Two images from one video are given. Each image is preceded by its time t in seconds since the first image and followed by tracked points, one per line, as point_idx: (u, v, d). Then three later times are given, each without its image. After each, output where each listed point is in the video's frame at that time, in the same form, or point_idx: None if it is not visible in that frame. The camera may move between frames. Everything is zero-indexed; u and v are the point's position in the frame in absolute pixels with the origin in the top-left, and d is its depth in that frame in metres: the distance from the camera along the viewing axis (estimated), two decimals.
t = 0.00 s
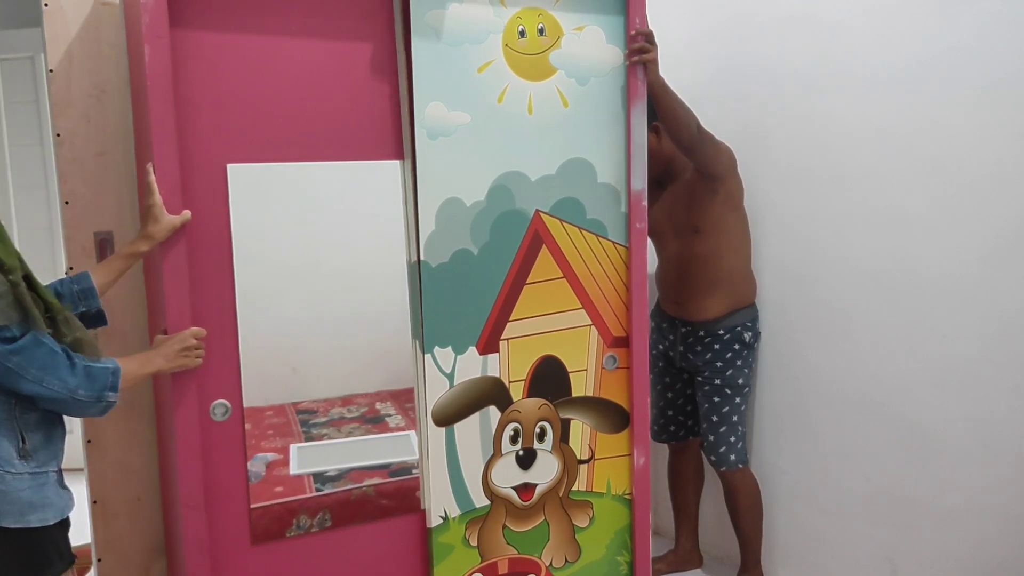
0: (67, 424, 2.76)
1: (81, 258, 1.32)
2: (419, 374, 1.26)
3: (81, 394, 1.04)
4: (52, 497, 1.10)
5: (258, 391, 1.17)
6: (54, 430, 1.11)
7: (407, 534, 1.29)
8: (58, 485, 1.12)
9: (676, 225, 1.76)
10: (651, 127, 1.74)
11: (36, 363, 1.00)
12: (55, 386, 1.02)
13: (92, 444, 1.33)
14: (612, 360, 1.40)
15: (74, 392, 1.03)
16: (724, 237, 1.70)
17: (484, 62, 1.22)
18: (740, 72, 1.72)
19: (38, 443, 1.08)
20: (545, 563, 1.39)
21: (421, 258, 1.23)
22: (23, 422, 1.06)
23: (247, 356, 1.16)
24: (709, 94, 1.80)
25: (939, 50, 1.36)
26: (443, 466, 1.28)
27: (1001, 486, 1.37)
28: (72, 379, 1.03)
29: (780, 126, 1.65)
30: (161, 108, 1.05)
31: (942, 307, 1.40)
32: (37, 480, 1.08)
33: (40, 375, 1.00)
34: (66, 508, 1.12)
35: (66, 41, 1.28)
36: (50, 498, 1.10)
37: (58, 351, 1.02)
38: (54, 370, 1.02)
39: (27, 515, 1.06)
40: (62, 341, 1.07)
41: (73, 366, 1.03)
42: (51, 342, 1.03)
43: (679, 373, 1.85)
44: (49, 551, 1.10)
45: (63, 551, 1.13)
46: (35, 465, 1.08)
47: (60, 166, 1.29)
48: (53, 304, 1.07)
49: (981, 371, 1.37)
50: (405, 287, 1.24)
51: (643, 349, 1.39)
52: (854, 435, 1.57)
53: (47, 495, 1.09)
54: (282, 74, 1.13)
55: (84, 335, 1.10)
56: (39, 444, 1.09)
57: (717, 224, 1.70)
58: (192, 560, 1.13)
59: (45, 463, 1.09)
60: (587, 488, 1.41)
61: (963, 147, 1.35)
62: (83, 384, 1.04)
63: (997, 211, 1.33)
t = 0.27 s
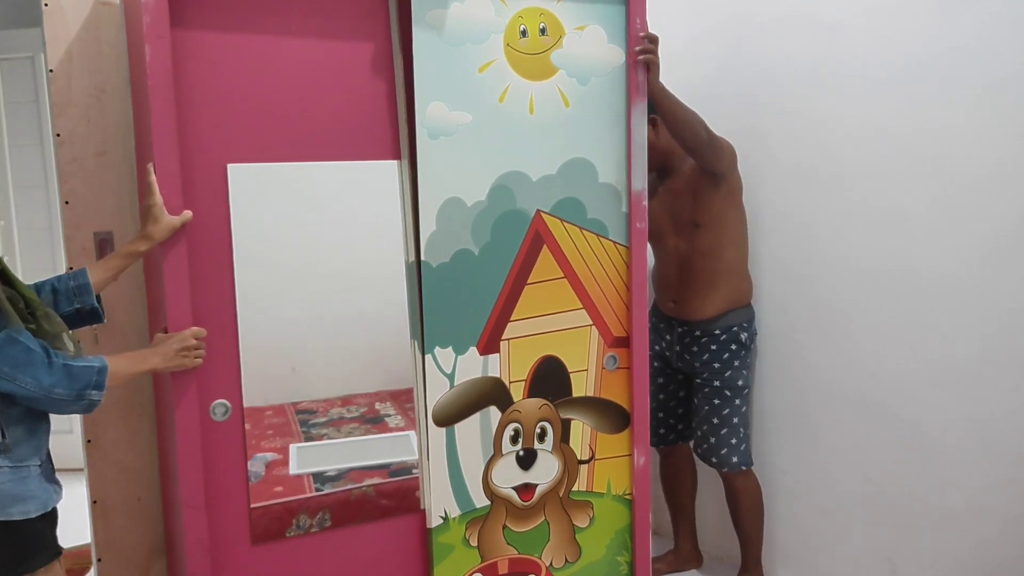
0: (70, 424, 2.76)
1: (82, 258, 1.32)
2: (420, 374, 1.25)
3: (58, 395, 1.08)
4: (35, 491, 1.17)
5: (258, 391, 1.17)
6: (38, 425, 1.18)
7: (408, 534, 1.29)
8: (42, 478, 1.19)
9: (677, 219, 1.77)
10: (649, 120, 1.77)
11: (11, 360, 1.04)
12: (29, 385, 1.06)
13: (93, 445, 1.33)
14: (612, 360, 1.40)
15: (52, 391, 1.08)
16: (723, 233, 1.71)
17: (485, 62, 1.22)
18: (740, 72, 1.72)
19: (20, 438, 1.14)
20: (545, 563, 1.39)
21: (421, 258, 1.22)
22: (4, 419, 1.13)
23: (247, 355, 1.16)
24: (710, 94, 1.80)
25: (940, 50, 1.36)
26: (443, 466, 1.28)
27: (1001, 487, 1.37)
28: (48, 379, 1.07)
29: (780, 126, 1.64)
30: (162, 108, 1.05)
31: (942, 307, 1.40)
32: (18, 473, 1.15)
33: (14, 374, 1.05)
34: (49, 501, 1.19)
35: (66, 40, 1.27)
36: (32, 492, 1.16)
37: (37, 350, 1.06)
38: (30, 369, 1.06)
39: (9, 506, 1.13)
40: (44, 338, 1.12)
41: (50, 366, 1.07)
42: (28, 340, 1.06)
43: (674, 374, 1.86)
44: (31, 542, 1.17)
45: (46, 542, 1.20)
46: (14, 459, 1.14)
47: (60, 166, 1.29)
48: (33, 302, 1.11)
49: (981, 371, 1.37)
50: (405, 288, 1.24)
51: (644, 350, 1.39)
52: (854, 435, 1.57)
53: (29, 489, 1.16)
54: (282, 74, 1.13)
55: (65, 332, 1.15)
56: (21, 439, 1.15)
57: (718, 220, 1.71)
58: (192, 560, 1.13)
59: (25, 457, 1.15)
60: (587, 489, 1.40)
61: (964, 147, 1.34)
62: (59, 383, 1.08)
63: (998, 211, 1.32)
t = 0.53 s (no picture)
0: (70, 424, 2.76)
1: (82, 258, 1.32)
2: (420, 374, 1.26)
3: (49, 396, 1.08)
4: (28, 488, 1.18)
5: (258, 391, 1.17)
6: (34, 424, 1.20)
7: (408, 534, 1.29)
8: (38, 475, 1.20)
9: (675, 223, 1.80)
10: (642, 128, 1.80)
11: None
12: (16, 385, 1.05)
13: (93, 445, 1.33)
14: (613, 360, 1.40)
15: (41, 392, 1.08)
16: (721, 233, 1.73)
17: (486, 62, 1.22)
18: (740, 72, 1.72)
19: (14, 436, 1.16)
20: (545, 563, 1.39)
21: (421, 258, 1.23)
22: None
23: (247, 355, 1.16)
24: (709, 94, 1.80)
25: (939, 51, 1.36)
26: (443, 466, 1.28)
27: (1000, 486, 1.37)
28: (36, 380, 1.07)
29: (780, 126, 1.65)
30: (162, 108, 1.05)
31: (942, 307, 1.40)
32: (11, 470, 1.16)
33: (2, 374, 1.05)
34: (43, 499, 1.20)
35: (66, 40, 1.27)
36: (25, 489, 1.18)
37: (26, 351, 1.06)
38: (18, 369, 1.05)
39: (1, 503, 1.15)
40: (37, 337, 1.10)
41: (40, 368, 1.07)
42: (15, 340, 1.06)
43: (676, 375, 1.85)
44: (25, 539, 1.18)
45: (41, 541, 1.20)
46: (8, 456, 1.16)
47: (60, 166, 1.29)
48: (28, 301, 1.11)
49: (980, 371, 1.37)
50: (407, 288, 1.24)
51: (644, 350, 1.39)
52: (854, 435, 1.57)
53: (22, 486, 1.17)
54: (283, 74, 1.13)
55: (61, 330, 1.13)
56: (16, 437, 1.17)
57: (715, 221, 1.73)
58: (192, 560, 1.13)
59: (19, 454, 1.17)
60: (587, 489, 1.40)
61: (963, 147, 1.35)
62: (48, 384, 1.08)
63: (997, 211, 1.32)
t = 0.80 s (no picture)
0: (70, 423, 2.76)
1: (82, 258, 1.32)
2: (420, 375, 1.25)
3: (49, 402, 1.09)
4: (34, 487, 1.20)
5: (258, 391, 1.17)
6: (41, 423, 1.20)
7: (408, 534, 1.29)
8: (46, 474, 1.22)
9: (670, 227, 1.81)
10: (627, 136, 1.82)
11: None
12: (17, 390, 1.07)
13: (93, 445, 1.32)
14: (612, 360, 1.40)
15: (41, 398, 1.09)
16: (715, 234, 1.74)
17: (485, 61, 1.22)
18: (738, 72, 1.72)
19: (21, 435, 1.18)
20: (545, 563, 1.39)
21: (421, 258, 1.22)
22: (7, 415, 1.16)
23: (246, 355, 1.16)
24: (708, 94, 1.80)
25: (939, 50, 1.36)
26: (443, 467, 1.28)
27: (999, 487, 1.37)
28: (36, 386, 1.08)
29: (779, 126, 1.65)
30: (159, 109, 1.04)
31: (941, 307, 1.40)
32: (17, 469, 1.18)
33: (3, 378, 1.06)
34: (50, 498, 1.22)
35: (65, 39, 1.27)
36: (32, 488, 1.20)
37: (29, 356, 1.08)
38: (18, 373, 1.07)
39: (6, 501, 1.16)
40: (44, 337, 1.12)
41: (41, 373, 1.08)
42: (18, 344, 1.07)
43: (680, 373, 1.85)
44: (29, 539, 1.20)
45: (45, 540, 1.22)
46: (15, 455, 1.17)
47: (60, 166, 1.29)
48: (35, 300, 1.13)
49: (978, 372, 1.36)
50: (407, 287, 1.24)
51: (644, 350, 1.39)
52: (853, 436, 1.58)
53: (28, 485, 1.19)
54: (282, 75, 1.12)
55: (71, 329, 1.15)
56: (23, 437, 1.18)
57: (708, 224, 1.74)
58: (192, 561, 1.13)
59: (26, 454, 1.18)
60: (587, 489, 1.40)
61: (962, 147, 1.34)
62: (48, 390, 1.09)
63: (997, 211, 1.32)
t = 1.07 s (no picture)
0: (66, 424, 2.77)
1: (81, 259, 1.32)
2: (418, 377, 1.25)
3: (53, 406, 1.10)
4: (41, 486, 1.20)
5: (256, 392, 1.17)
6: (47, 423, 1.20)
7: (405, 535, 1.28)
8: (51, 473, 1.22)
9: (666, 230, 1.81)
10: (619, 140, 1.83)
11: (4, 367, 1.05)
12: (21, 394, 1.07)
13: (93, 445, 1.33)
14: (613, 361, 1.39)
15: (44, 402, 1.09)
16: (711, 237, 1.75)
17: (481, 60, 1.21)
18: (737, 71, 1.72)
19: (28, 435, 1.18)
20: (545, 565, 1.38)
21: (418, 259, 1.22)
22: (14, 414, 1.16)
23: (242, 357, 1.16)
24: (706, 92, 1.80)
25: (939, 52, 1.37)
26: (441, 468, 1.27)
27: (998, 483, 1.39)
28: (40, 391, 1.08)
29: (780, 126, 1.65)
30: (151, 110, 1.04)
31: (942, 308, 1.41)
32: (24, 468, 1.18)
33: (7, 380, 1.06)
34: (57, 497, 1.22)
35: (65, 38, 1.26)
36: (38, 487, 1.20)
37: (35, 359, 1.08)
38: (22, 377, 1.07)
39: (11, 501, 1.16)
40: (52, 338, 1.12)
41: (46, 377, 1.08)
42: (25, 348, 1.07)
43: (677, 373, 1.87)
44: (34, 539, 1.20)
45: (51, 540, 1.22)
46: (22, 455, 1.17)
47: (60, 167, 1.28)
48: (46, 301, 1.13)
49: (977, 372, 1.38)
50: (402, 288, 1.24)
51: (645, 350, 1.38)
52: (853, 436, 1.59)
53: (35, 484, 1.19)
54: (278, 75, 1.12)
55: (78, 332, 1.14)
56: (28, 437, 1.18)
57: (702, 226, 1.75)
58: (187, 563, 1.13)
59: (32, 454, 1.18)
60: (588, 491, 1.39)
61: (963, 148, 1.36)
62: (49, 394, 1.09)
63: (996, 211, 1.34)
